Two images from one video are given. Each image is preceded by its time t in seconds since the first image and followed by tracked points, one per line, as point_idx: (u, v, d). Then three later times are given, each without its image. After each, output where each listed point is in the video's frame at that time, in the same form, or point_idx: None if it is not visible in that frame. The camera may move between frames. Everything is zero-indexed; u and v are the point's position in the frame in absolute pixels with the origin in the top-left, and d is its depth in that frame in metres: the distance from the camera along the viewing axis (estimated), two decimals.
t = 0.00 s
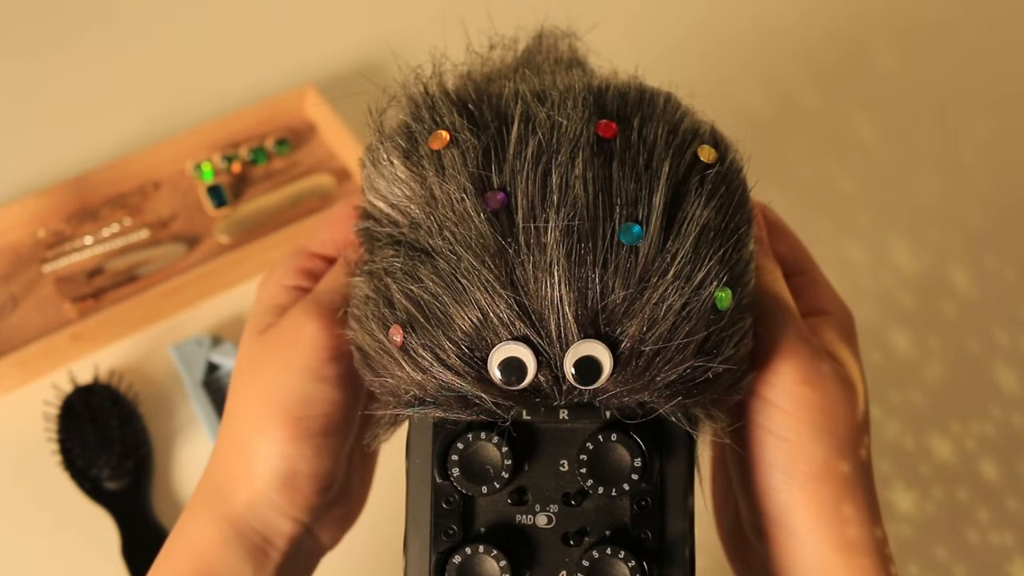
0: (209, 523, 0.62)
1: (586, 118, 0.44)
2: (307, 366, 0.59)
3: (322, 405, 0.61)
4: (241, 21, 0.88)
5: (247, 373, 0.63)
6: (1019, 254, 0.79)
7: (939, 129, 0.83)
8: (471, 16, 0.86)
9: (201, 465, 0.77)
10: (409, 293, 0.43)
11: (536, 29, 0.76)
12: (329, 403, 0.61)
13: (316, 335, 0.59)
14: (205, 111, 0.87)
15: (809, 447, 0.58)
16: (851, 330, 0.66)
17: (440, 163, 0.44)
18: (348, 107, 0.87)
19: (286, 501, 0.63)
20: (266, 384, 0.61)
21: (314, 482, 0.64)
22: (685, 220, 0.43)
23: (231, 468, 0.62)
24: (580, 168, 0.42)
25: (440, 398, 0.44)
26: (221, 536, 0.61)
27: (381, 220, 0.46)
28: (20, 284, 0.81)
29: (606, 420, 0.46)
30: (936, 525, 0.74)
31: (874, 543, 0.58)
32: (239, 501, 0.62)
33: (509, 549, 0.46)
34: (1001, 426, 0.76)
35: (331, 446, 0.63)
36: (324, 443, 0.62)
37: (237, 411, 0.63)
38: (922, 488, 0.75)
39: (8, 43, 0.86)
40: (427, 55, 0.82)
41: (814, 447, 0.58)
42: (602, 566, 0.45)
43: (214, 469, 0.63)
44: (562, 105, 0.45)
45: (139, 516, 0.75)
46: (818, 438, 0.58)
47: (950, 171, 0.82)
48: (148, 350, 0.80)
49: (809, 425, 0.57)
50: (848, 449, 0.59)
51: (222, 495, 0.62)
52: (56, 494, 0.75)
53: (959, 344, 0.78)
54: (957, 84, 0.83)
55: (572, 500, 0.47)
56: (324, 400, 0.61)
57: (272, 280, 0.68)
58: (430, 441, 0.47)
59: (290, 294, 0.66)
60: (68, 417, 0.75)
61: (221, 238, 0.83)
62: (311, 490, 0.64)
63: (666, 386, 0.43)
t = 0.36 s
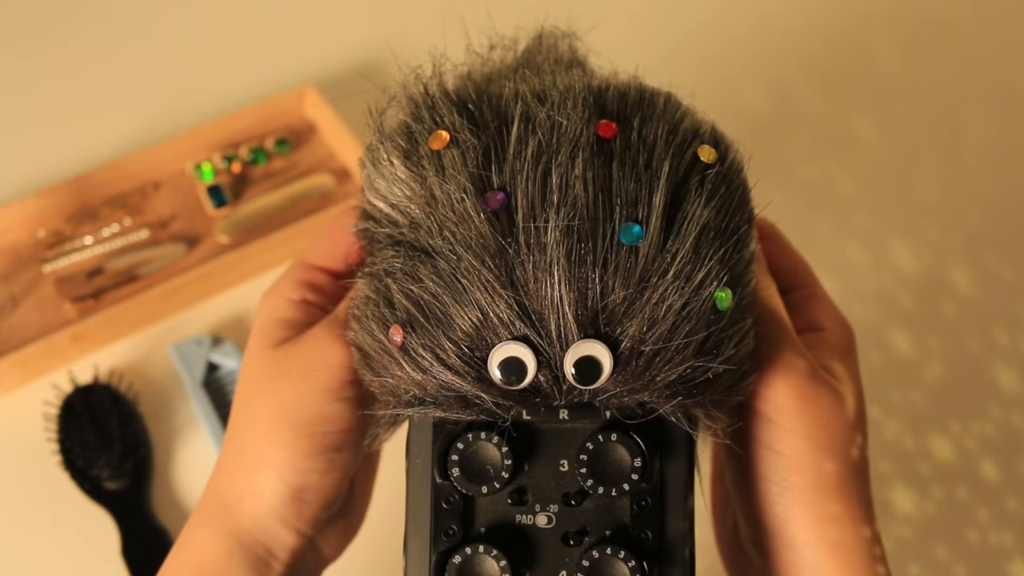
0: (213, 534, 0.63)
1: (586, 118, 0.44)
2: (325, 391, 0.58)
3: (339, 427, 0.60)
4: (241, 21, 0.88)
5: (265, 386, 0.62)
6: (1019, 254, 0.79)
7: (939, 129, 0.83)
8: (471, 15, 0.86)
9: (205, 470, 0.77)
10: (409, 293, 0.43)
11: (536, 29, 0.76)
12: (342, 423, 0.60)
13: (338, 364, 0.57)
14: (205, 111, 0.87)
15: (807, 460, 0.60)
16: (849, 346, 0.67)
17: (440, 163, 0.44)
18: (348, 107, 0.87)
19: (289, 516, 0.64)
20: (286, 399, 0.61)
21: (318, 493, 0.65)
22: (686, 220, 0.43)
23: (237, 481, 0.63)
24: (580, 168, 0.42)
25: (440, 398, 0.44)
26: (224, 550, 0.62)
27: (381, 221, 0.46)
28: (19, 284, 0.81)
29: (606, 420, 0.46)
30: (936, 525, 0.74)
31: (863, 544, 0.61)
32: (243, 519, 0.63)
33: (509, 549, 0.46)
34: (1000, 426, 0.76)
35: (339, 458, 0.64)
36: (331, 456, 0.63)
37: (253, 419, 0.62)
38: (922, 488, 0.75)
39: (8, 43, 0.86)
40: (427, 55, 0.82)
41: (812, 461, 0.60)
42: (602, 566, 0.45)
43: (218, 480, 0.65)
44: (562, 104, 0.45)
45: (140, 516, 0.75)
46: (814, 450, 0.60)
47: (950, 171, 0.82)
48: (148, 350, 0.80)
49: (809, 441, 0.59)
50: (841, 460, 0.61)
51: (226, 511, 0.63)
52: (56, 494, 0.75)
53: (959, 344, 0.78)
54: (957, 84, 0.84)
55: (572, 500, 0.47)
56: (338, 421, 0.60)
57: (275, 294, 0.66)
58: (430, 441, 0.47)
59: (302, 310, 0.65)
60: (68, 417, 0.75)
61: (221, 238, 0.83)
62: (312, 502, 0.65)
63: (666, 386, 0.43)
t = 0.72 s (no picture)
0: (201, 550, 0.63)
1: (586, 118, 0.44)
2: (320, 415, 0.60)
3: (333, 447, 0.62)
4: (241, 21, 0.88)
5: (258, 409, 0.62)
6: (1019, 254, 0.79)
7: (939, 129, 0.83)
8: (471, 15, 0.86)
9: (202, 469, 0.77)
10: (409, 293, 0.43)
11: (536, 28, 0.76)
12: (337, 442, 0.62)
13: (335, 388, 0.59)
14: (205, 111, 0.87)
15: (811, 472, 0.60)
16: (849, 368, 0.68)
17: (440, 163, 0.44)
18: (348, 107, 0.87)
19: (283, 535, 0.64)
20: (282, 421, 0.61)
21: (309, 513, 0.65)
22: (686, 220, 0.43)
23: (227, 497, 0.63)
24: (580, 168, 0.42)
25: (440, 398, 0.44)
26: (213, 569, 0.62)
27: (381, 221, 0.46)
28: (19, 284, 0.81)
29: (606, 420, 0.46)
30: (936, 526, 0.74)
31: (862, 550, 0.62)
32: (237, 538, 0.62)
33: (509, 549, 0.46)
34: (1000, 426, 0.76)
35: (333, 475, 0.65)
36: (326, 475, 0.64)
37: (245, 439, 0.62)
38: (922, 488, 0.75)
39: (8, 43, 0.86)
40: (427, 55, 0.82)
41: (821, 482, 0.60)
42: (602, 566, 0.45)
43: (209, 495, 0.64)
44: (562, 104, 0.45)
45: (140, 516, 0.75)
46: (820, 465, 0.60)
47: (950, 171, 0.82)
48: (148, 350, 0.80)
49: (816, 463, 0.60)
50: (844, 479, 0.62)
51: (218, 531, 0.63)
52: (56, 493, 0.75)
53: (959, 344, 0.78)
54: (958, 83, 0.83)
55: (572, 500, 0.47)
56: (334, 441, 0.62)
57: (259, 319, 0.67)
58: (430, 442, 0.47)
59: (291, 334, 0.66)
60: (68, 417, 0.75)
61: (221, 238, 0.83)
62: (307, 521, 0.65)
63: (665, 386, 0.43)
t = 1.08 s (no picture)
0: None
1: (587, 118, 0.44)
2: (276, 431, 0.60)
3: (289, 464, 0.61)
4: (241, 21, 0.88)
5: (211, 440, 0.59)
6: (1020, 254, 0.79)
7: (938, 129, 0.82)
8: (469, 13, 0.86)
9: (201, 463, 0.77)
10: (408, 293, 0.43)
11: (535, 26, 0.76)
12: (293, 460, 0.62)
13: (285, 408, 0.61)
14: (205, 111, 0.87)
15: (833, 482, 0.62)
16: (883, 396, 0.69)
17: (440, 164, 0.44)
18: (348, 107, 0.86)
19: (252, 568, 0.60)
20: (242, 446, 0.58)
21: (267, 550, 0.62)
22: (686, 221, 0.43)
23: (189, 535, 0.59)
24: (581, 168, 0.42)
25: (440, 398, 0.44)
26: None
27: (381, 221, 0.46)
28: (20, 284, 0.81)
29: (606, 420, 0.46)
30: (937, 527, 0.74)
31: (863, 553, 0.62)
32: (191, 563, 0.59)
33: (509, 549, 0.46)
34: (1000, 426, 0.76)
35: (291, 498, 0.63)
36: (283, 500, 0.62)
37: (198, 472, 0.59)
38: (922, 488, 0.74)
39: (8, 43, 0.86)
40: (426, 54, 0.82)
41: (840, 496, 0.62)
42: (602, 567, 0.46)
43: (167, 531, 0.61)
44: (562, 104, 0.45)
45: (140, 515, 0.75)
46: (841, 474, 0.62)
47: (950, 171, 0.81)
48: (148, 350, 0.80)
49: (838, 480, 0.62)
50: (847, 487, 0.62)
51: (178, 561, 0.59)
52: (56, 493, 0.76)
53: (959, 344, 0.78)
54: (958, 82, 0.83)
55: (572, 500, 0.47)
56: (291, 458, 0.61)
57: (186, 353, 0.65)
58: (430, 442, 0.47)
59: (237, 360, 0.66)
60: (68, 417, 0.75)
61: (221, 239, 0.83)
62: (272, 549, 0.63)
63: (665, 387, 0.43)
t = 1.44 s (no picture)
0: None
1: (587, 118, 0.44)
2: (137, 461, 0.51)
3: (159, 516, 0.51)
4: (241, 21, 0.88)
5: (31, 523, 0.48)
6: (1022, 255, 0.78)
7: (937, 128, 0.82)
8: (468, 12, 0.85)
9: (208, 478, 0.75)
10: (408, 293, 0.43)
11: (535, 26, 0.75)
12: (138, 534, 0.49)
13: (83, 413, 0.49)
14: (205, 111, 0.87)
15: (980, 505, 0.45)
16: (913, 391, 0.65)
17: (440, 164, 0.44)
18: (348, 107, 0.86)
19: None
20: (54, 529, 0.47)
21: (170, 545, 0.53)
22: (686, 221, 0.43)
23: None
24: (580, 169, 0.42)
25: (441, 399, 0.44)
26: None
27: (381, 221, 0.46)
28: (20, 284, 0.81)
29: (606, 420, 0.46)
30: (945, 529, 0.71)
31: None
32: None
33: (509, 549, 0.46)
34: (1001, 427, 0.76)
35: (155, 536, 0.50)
36: None
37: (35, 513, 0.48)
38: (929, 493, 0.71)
39: (8, 43, 0.86)
40: (426, 54, 0.82)
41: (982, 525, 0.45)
42: (602, 566, 0.45)
43: None
44: (562, 104, 0.45)
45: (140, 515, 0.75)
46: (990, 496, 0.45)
47: (949, 170, 0.81)
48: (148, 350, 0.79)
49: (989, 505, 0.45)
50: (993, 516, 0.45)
51: None
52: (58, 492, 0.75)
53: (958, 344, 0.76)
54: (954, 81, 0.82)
55: (572, 500, 0.47)
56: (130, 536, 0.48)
57: None
58: (430, 442, 0.48)
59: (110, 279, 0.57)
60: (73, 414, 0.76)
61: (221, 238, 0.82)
62: None
63: (666, 388, 0.43)
